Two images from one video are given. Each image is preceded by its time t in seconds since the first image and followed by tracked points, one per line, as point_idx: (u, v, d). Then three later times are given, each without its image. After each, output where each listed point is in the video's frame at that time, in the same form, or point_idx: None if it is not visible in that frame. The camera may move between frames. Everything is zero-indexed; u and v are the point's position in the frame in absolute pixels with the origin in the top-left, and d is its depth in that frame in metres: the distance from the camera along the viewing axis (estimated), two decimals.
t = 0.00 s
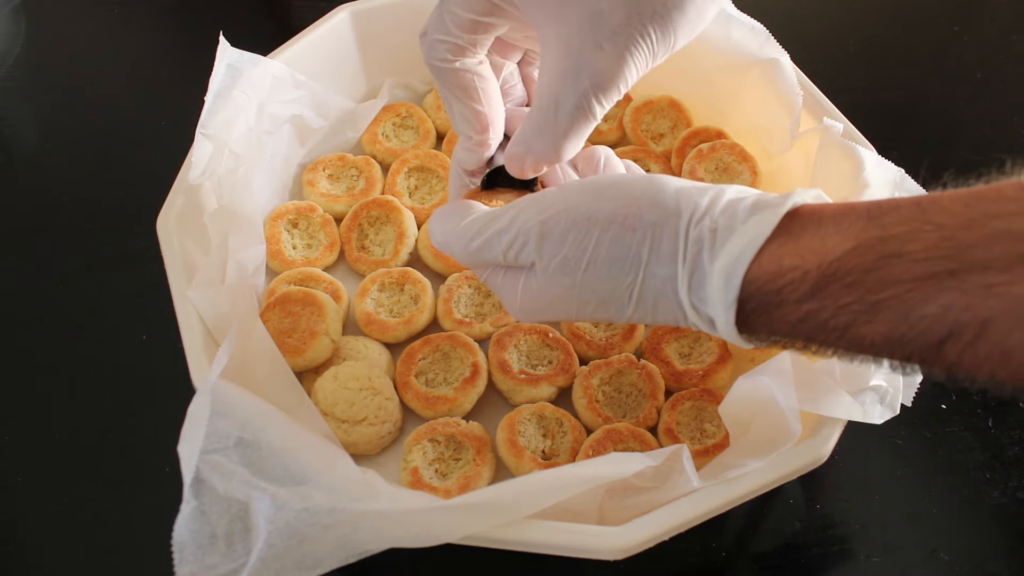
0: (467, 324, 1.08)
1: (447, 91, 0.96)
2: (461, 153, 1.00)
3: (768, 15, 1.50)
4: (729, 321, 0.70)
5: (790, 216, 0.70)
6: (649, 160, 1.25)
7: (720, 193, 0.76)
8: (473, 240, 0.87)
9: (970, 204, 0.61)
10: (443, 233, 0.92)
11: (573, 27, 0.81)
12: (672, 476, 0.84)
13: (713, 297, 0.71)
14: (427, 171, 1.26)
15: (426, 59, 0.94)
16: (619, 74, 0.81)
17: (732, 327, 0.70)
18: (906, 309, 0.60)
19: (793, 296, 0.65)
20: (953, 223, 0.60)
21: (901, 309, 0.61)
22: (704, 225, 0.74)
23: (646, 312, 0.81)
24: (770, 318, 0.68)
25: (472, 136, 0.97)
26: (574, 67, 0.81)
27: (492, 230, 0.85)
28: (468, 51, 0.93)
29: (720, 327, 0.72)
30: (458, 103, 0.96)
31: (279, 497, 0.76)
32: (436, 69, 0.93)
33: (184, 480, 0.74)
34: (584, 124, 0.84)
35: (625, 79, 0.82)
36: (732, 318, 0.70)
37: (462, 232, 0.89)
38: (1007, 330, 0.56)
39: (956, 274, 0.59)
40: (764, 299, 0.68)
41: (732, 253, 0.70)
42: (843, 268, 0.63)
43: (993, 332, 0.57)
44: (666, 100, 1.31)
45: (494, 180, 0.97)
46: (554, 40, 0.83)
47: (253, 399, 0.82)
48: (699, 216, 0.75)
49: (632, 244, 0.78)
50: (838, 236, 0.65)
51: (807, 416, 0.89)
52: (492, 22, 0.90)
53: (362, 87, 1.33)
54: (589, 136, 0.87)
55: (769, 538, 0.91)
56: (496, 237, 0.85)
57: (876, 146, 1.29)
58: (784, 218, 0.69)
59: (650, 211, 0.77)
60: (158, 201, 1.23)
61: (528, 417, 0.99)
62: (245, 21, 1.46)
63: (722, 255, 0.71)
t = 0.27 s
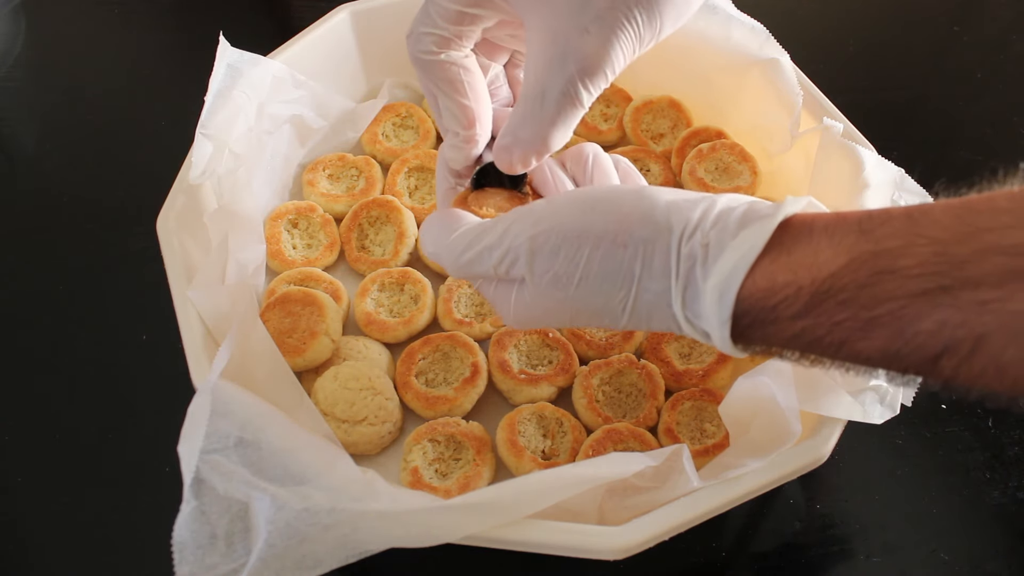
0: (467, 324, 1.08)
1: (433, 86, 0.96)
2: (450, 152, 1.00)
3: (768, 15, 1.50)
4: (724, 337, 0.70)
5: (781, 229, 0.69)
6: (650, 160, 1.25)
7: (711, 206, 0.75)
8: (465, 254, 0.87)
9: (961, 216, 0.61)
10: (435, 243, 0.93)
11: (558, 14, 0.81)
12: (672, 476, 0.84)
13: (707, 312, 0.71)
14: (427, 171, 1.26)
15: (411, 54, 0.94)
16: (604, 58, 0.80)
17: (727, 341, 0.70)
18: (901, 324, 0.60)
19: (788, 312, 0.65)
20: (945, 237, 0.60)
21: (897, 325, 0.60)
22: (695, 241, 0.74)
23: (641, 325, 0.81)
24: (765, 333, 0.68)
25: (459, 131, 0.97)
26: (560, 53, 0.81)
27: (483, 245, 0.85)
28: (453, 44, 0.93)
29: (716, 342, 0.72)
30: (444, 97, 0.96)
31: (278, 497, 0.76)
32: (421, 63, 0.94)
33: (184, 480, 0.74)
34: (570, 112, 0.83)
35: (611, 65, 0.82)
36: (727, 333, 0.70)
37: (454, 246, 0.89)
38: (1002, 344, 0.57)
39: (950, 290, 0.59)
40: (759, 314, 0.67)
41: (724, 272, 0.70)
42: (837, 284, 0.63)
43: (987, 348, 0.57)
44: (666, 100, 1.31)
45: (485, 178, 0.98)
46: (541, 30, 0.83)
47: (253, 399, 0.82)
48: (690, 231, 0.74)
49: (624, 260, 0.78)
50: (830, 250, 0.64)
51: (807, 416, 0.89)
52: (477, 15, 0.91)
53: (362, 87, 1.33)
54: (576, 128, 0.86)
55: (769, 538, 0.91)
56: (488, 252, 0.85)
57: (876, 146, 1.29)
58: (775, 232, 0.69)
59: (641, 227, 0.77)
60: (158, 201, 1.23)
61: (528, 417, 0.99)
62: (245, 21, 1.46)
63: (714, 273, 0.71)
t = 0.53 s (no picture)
0: (467, 324, 1.08)
1: (442, 102, 0.95)
2: (452, 162, 1.00)
3: (768, 15, 1.50)
4: (726, 338, 0.70)
5: (785, 231, 0.69)
6: (650, 160, 1.25)
7: (716, 209, 0.75)
8: (470, 252, 0.88)
9: (965, 218, 0.61)
10: (442, 241, 0.93)
11: (568, 29, 0.80)
12: (672, 475, 0.84)
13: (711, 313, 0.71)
14: (427, 171, 1.26)
15: (420, 68, 0.93)
16: (616, 77, 0.81)
17: (730, 342, 0.70)
18: (904, 326, 0.60)
19: (790, 313, 0.65)
20: (949, 238, 0.60)
21: (899, 328, 0.61)
22: (699, 243, 0.74)
23: (644, 326, 0.81)
24: (768, 335, 0.68)
25: (465, 146, 0.97)
26: (571, 68, 0.81)
27: (488, 244, 0.86)
28: (462, 61, 0.92)
29: (718, 344, 0.72)
30: (451, 113, 0.95)
31: (279, 497, 0.76)
32: (430, 79, 0.92)
33: (184, 480, 0.74)
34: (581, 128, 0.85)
35: (622, 81, 0.82)
36: (729, 335, 0.70)
37: (460, 244, 0.90)
38: (1005, 347, 0.56)
39: (953, 291, 0.59)
40: (762, 314, 0.67)
41: (727, 274, 0.70)
42: (840, 285, 0.63)
43: (990, 349, 0.57)
44: (666, 100, 1.31)
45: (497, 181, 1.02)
46: (550, 42, 0.83)
47: (253, 399, 0.82)
48: (694, 233, 0.75)
49: (627, 261, 0.78)
50: (834, 251, 0.64)
51: (808, 416, 0.89)
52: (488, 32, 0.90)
53: (362, 87, 1.33)
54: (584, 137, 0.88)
55: (769, 538, 0.91)
56: (492, 250, 0.86)
57: (876, 146, 1.29)
58: (779, 234, 0.69)
59: (645, 229, 0.77)
60: (158, 201, 1.23)
61: (528, 417, 0.99)
62: (245, 21, 1.46)
63: (717, 275, 0.71)
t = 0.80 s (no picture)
0: (467, 324, 1.08)
1: (448, 110, 0.93)
2: (462, 170, 0.98)
3: (768, 15, 1.50)
4: (734, 340, 0.70)
5: (789, 232, 0.69)
6: (650, 160, 1.25)
7: (719, 210, 0.76)
8: (476, 254, 0.88)
9: (970, 220, 0.61)
10: (449, 241, 0.94)
11: (580, 32, 0.80)
12: (672, 476, 0.84)
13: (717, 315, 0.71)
14: (427, 171, 1.26)
15: (425, 78, 0.92)
16: (630, 76, 0.81)
17: (737, 343, 0.70)
18: (912, 328, 0.61)
19: (797, 316, 0.65)
20: (954, 240, 0.60)
21: (907, 330, 0.61)
22: (704, 245, 0.74)
23: (650, 328, 0.81)
24: (775, 336, 0.68)
25: (475, 152, 0.95)
26: (584, 71, 0.81)
27: (494, 246, 0.86)
28: (468, 69, 0.91)
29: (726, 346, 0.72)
30: (459, 121, 0.93)
31: (279, 497, 0.76)
32: (436, 88, 0.91)
33: (184, 480, 0.74)
34: (597, 128, 0.85)
35: (636, 80, 0.82)
36: (736, 336, 0.70)
37: (465, 246, 0.90)
38: (1010, 349, 0.57)
39: (959, 294, 0.59)
40: (768, 317, 0.67)
41: (732, 276, 0.70)
42: (847, 288, 0.63)
43: (997, 351, 0.57)
44: (666, 100, 1.31)
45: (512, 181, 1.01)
46: (561, 47, 0.83)
47: (254, 399, 0.82)
48: (698, 235, 0.75)
49: (632, 264, 0.78)
50: (839, 254, 0.64)
51: (808, 416, 0.89)
52: (493, 39, 0.90)
53: (362, 87, 1.33)
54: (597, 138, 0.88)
55: (769, 538, 0.91)
56: (498, 253, 0.86)
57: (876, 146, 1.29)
58: (784, 235, 0.69)
59: (650, 231, 0.77)
60: (158, 201, 1.23)
61: (528, 417, 0.99)
62: (245, 21, 1.46)
63: (722, 277, 0.71)
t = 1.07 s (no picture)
0: (467, 324, 1.08)
1: (444, 102, 0.92)
2: (460, 163, 0.97)
3: (768, 15, 1.50)
4: (736, 341, 0.70)
5: (790, 233, 0.69)
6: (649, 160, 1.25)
7: (718, 211, 0.75)
8: (476, 256, 0.88)
9: (972, 220, 0.61)
10: (448, 242, 0.93)
11: (580, 17, 0.81)
12: (672, 475, 0.84)
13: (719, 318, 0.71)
14: (427, 171, 1.26)
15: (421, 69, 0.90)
16: (629, 61, 0.81)
17: (740, 344, 0.70)
18: (914, 329, 0.61)
19: (800, 317, 0.65)
20: (956, 240, 0.61)
21: (910, 330, 0.61)
22: (704, 247, 0.74)
23: (652, 328, 0.81)
24: (777, 336, 0.68)
25: (473, 143, 0.94)
26: (584, 56, 0.81)
27: (494, 248, 0.86)
28: (465, 59, 0.90)
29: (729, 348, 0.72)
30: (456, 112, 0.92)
31: (279, 497, 0.76)
32: (433, 77, 0.90)
33: (184, 480, 0.74)
34: (596, 115, 0.84)
35: (636, 66, 0.81)
36: (739, 338, 0.70)
37: (465, 248, 0.89)
38: (1014, 349, 0.57)
39: (963, 294, 0.59)
40: (770, 318, 0.67)
41: (733, 279, 0.69)
42: (849, 290, 0.63)
43: (1001, 350, 0.57)
44: (666, 100, 1.31)
45: (515, 169, 0.99)
46: (559, 35, 0.83)
47: (253, 399, 0.81)
48: (698, 237, 0.74)
49: (632, 266, 0.78)
50: (841, 256, 0.65)
51: (808, 417, 0.90)
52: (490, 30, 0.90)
53: (362, 87, 1.33)
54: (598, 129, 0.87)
55: (770, 538, 0.91)
56: (499, 255, 0.86)
57: (875, 146, 1.29)
58: (784, 236, 0.69)
59: (650, 234, 0.77)
60: (158, 201, 1.23)
61: (528, 417, 0.99)
62: (245, 21, 1.46)
63: (723, 280, 0.71)
